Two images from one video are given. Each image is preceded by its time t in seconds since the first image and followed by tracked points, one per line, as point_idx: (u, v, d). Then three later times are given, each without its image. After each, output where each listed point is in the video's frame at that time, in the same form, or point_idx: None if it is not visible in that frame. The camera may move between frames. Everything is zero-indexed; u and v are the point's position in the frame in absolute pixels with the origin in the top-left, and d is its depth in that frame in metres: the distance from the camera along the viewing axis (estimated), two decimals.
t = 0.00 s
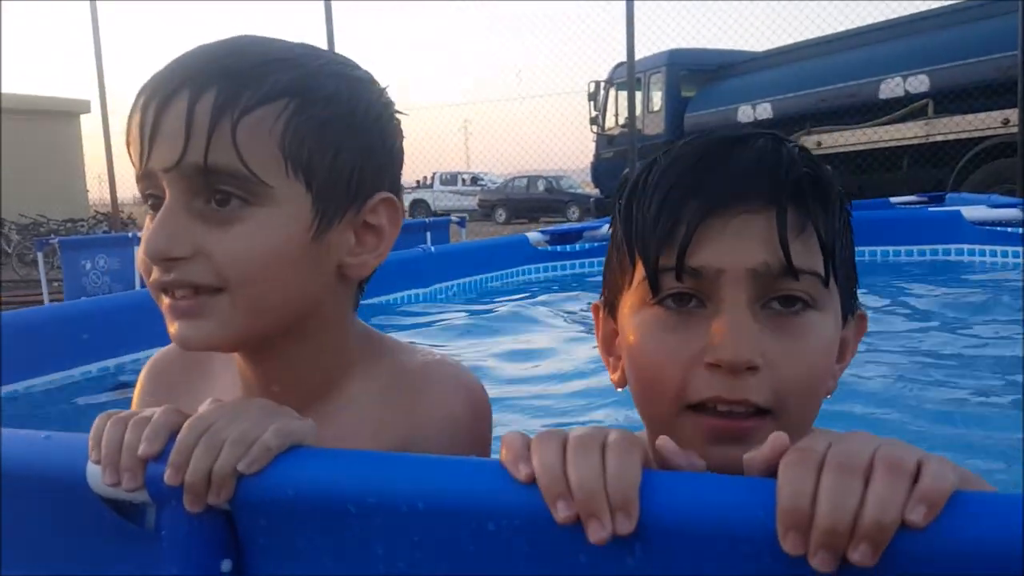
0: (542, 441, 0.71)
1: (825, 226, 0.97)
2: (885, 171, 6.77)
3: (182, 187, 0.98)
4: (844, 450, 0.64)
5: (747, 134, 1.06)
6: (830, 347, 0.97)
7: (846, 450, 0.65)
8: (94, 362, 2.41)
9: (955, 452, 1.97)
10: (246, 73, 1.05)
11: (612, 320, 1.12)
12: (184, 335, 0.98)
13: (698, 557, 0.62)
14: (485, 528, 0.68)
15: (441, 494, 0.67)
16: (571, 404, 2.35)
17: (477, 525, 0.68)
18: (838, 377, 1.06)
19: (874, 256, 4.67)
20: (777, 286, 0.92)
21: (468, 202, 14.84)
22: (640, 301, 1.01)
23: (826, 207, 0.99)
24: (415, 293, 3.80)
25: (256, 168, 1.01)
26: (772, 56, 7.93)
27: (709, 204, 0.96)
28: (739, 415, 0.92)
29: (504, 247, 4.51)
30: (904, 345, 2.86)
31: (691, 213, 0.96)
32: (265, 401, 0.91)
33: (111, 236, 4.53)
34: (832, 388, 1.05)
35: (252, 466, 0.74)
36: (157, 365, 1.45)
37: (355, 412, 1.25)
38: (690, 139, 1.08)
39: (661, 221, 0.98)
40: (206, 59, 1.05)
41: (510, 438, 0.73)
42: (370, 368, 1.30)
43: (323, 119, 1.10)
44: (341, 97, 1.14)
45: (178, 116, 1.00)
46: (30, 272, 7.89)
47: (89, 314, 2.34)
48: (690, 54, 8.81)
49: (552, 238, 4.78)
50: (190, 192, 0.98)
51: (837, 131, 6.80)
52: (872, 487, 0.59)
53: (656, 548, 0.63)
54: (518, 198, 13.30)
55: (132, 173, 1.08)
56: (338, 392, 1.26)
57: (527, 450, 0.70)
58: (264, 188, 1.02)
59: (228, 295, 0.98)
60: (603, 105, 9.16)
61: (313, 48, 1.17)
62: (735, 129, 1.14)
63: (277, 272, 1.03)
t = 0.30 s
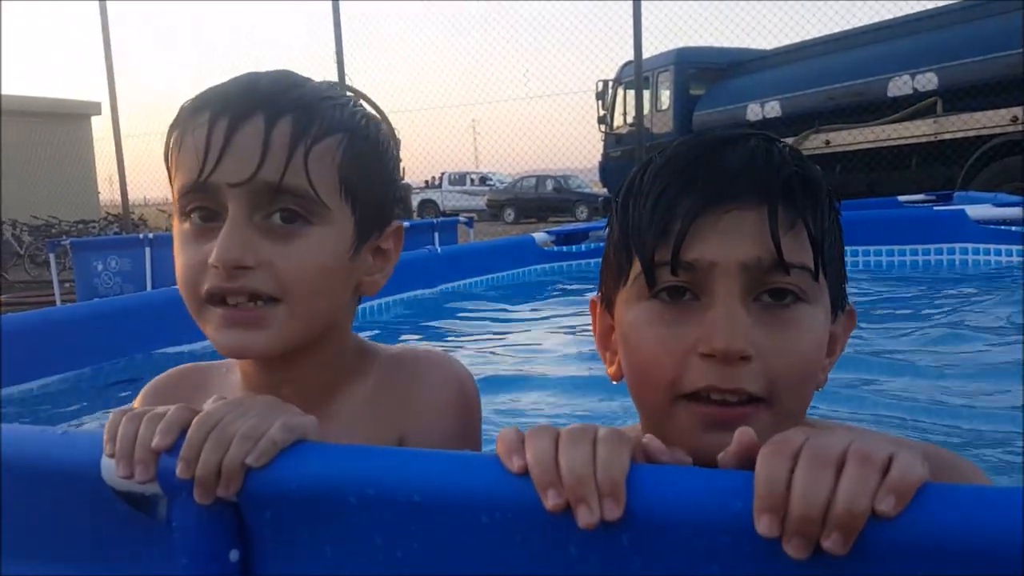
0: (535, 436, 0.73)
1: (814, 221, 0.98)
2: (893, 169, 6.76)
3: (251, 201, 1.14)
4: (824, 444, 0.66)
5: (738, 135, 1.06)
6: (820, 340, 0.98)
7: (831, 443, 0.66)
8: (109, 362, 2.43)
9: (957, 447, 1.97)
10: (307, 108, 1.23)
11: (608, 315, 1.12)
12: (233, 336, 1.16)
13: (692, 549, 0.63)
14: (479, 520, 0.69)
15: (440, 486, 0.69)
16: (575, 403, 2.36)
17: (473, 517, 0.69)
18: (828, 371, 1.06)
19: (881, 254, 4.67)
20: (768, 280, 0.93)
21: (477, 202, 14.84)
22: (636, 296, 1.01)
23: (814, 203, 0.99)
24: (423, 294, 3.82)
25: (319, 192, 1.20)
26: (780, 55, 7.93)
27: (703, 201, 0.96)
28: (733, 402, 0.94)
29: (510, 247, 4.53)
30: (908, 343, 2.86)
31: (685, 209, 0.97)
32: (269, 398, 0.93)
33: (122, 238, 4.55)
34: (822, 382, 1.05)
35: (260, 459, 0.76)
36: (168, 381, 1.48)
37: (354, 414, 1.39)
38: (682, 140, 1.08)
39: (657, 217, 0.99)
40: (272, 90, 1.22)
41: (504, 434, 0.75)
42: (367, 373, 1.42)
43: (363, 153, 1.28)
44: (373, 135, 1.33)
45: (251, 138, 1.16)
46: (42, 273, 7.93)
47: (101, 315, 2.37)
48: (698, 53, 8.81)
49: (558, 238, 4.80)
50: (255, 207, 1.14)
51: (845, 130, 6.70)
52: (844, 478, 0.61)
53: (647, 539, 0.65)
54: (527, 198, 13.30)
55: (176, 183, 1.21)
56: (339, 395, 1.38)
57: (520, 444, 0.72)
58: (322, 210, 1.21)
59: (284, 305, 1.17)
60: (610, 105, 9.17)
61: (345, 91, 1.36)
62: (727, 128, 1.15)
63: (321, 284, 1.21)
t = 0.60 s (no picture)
0: (532, 435, 0.74)
1: (812, 225, 0.99)
2: (898, 169, 6.73)
3: (248, 210, 1.16)
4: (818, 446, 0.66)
5: (733, 143, 1.07)
6: (824, 344, 0.98)
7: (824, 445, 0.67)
8: (113, 365, 2.44)
9: (958, 449, 1.97)
10: (296, 122, 1.26)
11: (611, 326, 1.11)
12: (231, 333, 1.16)
13: (686, 548, 0.64)
14: (475, 519, 0.69)
15: (436, 486, 0.69)
16: (577, 404, 2.36)
17: (469, 516, 0.70)
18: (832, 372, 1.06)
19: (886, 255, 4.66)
20: (769, 284, 0.93)
21: (483, 203, 14.83)
22: (637, 307, 1.01)
23: (812, 210, 1.00)
24: (426, 295, 3.82)
25: (312, 198, 1.22)
26: (786, 55, 7.91)
27: (701, 209, 0.97)
28: (740, 407, 0.93)
29: (516, 249, 4.53)
30: (912, 344, 2.86)
31: (684, 219, 0.97)
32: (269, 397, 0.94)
33: (128, 240, 4.58)
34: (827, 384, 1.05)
35: (260, 460, 0.76)
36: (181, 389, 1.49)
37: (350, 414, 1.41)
38: (676, 151, 1.09)
39: (657, 226, 0.99)
40: (262, 107, 1.25)
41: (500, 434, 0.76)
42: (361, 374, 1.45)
43: (351, 165, 1.31)
44: (356, 151, 1.37)
45: (249, 150, 1.18)
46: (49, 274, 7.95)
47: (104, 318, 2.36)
48: (704, 53, 8.79)
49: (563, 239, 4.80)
50: (253, 215, 1.16)
51: (851, 130, 6.78)
52: (830, 474, 0.62)
53: (640, 538, 0.65)
54: (533, 199, 13.29)
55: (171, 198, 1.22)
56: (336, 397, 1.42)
57: (518, 443, 0.73)
58: (315, 216, 1.23)
59: (279, 305, 1.19)
60: (616, 106, 9.16)
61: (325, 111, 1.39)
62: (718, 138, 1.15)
63: (315, 286, 1.23)
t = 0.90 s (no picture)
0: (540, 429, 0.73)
1: (832, 196, 0.99)
2: (904, 169, 6.72)
3: (258, 216, 1.15)
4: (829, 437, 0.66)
5: (754, 112, 1.06)
6: (841, 313, 0.98)
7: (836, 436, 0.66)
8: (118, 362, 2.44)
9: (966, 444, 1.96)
10: (298, 127, 1.25)
11: (628, 295, 1.11)
12: (250, 334, 1.18)
13: (696, 543, 0.63)
14: (483, 513, 0.69)
15: (445, 480, 0.69)
16: (582, 401, 2.36)
17: (476, 511, 0.69)
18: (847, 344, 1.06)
19: (892, 255, 4.65)
20: (789, 252, 0.93)
21: (488, 205, 14.84)
22: (657, 273, 1.01)
23: (832, 180, 1.00)
24: (430, 294, 3.82)
25: (320, 200, 1.22)
26: (791, 55, 7.90)
27: (721, 176, 0.96)
28: (757, 372, 0.92)
29: (520, 248, 4.53)
30: (918, 341, 2.85)
31: (704, 187, 0.97)
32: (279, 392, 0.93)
33: (132, 240, 4.59)
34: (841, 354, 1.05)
35: (266, 447, 0.76)
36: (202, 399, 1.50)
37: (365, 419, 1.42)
38: (695, 121, 1.08)
39: (677, 196, 0.99)
40: (264, 114, 1.24)
41: (511, 428, 0.75)
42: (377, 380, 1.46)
43: (354, 165, 1.31)
44: (360, 148, 1.37)
45: (255, 157, 1.17)
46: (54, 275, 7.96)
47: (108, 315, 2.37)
48: (709, 53, 8.79)
49: (567, 239, 4.81)
50: (263, 222, 1.16)
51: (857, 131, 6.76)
52: (846, 475, 0.60)
53: (650, 533, 0.65)
54: (537, 200, 13.30)
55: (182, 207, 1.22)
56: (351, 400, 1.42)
57: (526, 438, 0.73)
58: (323, 217, 1.23)
59: (296, 305, 1.20)
60: (620, 106, 9.16)
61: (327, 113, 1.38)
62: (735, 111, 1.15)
63: (327, 287, 1.24)
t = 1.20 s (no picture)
0: (556, 428, 0.72)
1: (848, 211, 0.98)
2: (910, 170, 6.72)
3: (285, 249, 1.17)
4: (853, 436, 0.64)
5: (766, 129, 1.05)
6: (860, 329, 0.98)
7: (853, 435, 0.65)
8: (124, 365, 2.43)
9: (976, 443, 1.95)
10: (322, 158, 1.26)
11: (641, 317, 1.11)
12: (280, 365, 1.21)
13: (713, 543, 0.63)
14: (496, 513, 0.68)
15: (458, 481, 0.69)
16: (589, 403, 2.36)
17: (488, 510, 0.69)
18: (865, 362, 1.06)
19: (898, 255, 4.64)
20: (807, 269, 0.92)
21: (492, 206, 14.84)
22: (674, 294, 1.01)
23: (848, 196, 0.99)
24: (436, 296, 3.82)
25: (344, 231, 1.24)
26: (796, 56, 7.89)
27: (738, 195, 0.96)
28: (779, 394, 0.92)
29: (525, 250, 4.53)
30: (926, 341, 2.84)
31: (720, 206, 0.96)
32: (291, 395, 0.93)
33: (137, 242, 4.58)
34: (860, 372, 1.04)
35: (278, 444, 0.76)
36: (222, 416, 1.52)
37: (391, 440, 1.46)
38: (708, 137, 1.07)
39: (691, 217, 0.98)
40: (288, 147, 1.25)
41: (525, 428, 0.74)
42: (400, 400, 1.51)
43: (378, 192, 1.33)
44: (380, 175, 1.38)
45: (281, 190, 1.18)
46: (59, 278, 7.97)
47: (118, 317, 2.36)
48: (713, 54, 8.78)
49: (573, 240, 4.82)
50: (291, 254, 1.17)
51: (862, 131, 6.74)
52: (873, 488, 0.58)
53: (666, 534, 0.64)
54: (541, 202, 13.29)
55: (207, 236, 1.23)
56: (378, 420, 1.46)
57: (542, 438, 0.71)
58: (348, 247, 1.25)
59: (323, 334, 1.22)
60: (624, 107, 9.15)
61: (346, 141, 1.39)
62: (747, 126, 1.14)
63: (352, 314, 1.26)
